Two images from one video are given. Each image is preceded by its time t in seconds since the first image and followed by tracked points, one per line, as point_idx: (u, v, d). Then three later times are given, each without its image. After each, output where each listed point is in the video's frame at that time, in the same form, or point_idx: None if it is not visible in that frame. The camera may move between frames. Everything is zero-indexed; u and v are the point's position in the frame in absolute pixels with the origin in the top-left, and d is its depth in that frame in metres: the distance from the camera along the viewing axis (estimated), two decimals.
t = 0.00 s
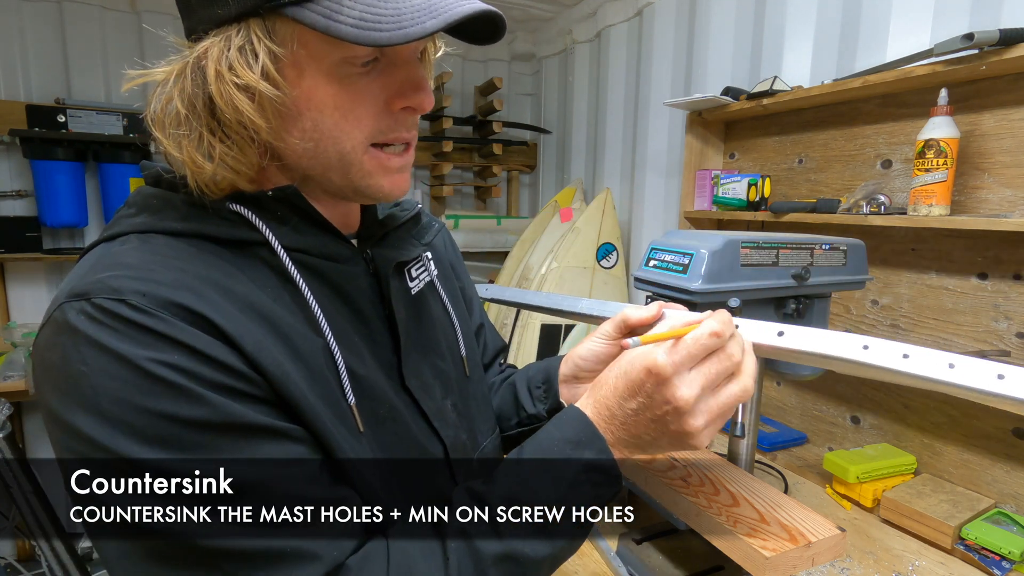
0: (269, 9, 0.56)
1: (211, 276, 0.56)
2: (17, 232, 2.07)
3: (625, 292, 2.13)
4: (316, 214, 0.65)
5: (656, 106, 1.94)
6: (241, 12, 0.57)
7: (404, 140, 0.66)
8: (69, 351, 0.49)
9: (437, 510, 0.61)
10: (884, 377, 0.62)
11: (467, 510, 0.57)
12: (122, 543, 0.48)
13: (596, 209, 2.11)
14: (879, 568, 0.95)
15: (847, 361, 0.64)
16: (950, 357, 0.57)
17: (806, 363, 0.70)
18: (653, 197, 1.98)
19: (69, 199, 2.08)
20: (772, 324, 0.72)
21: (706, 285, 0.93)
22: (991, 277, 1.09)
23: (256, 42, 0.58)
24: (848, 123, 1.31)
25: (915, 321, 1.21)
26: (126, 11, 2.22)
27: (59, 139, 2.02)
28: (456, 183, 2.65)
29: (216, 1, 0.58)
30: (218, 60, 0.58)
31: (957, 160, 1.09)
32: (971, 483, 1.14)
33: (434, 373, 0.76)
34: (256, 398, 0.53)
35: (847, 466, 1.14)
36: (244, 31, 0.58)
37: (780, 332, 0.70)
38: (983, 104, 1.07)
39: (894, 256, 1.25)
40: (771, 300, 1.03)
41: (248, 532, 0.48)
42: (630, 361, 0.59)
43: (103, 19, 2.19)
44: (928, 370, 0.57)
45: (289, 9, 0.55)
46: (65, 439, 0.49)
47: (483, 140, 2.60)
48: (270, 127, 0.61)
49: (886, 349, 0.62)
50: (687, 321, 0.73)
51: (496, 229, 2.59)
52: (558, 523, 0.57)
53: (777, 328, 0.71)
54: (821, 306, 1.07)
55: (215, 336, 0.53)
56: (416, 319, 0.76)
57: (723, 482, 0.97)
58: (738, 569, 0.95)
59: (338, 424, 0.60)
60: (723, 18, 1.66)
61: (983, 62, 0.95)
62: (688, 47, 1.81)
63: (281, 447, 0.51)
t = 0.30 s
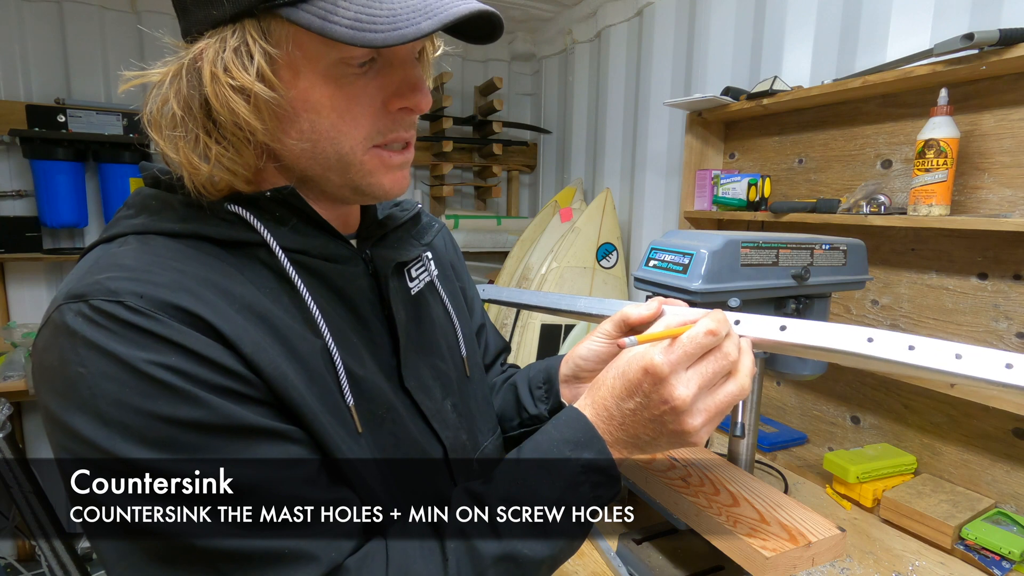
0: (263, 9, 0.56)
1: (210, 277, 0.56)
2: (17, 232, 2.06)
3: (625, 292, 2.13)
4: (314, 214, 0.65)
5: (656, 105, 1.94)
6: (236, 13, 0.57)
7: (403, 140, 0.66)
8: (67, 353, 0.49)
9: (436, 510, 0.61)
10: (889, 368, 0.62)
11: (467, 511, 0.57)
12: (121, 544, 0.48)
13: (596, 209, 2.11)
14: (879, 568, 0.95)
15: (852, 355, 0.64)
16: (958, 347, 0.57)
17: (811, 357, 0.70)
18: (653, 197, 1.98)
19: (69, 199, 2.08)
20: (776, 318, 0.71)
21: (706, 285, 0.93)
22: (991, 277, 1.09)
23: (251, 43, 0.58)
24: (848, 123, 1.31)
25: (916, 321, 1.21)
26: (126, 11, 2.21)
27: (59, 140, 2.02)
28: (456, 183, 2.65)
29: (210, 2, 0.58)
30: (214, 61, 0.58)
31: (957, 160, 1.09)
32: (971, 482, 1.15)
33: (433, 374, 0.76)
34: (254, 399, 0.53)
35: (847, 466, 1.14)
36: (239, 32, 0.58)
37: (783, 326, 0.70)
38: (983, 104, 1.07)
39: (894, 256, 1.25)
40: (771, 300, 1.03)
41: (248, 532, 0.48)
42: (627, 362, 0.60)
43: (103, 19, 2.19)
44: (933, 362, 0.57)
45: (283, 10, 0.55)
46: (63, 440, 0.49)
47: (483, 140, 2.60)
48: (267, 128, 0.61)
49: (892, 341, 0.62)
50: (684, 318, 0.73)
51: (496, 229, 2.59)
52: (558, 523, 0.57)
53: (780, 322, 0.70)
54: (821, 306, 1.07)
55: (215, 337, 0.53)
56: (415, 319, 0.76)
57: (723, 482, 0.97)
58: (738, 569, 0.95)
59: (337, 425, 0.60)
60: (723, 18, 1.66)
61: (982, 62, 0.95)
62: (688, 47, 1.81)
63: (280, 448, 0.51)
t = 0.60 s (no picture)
0: (266, 10, 0.56)
1: (209, 278, 0.56)
2: (17, 232, 2.07)
3: (625, 292, 2.13)
4: (314, 215, 0.65)
5: (656, 105, 1.94)
6: (238, 14, 0.57)
7: (403, 141, 0.66)
8: (67, 354, 0.49)
9: (436, 510, 0.61)
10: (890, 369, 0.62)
11: (467, 511, 0.57)
12: (121, 544, 0.48)
13: (596, 209, 2.11)
14: (879, 568, 0.95)
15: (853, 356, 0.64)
16: (959, 348, 0.57)
17: (812, 358, 0.70)
18: (653, 197, 1.98)
19: (69, 199, 2.08)
20: (777, 318, 0.71)
21: (705, 285, 0.93)
22: (991, 277, 1.09)
23: (253, 44, 0.58)
24: (848, 123, 1.31)
25: (916, 321, 1.21)
26: (125, 11, 2.21)
27: (59, 140, 2.02)
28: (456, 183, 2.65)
29: (212, 3, 0.58)
30: (216, 62, 0.58)
31: (957, 160, 1.09)
32: (971, 483, 1.14)
33: (433, 374, 0.76)
34: (254, 400, 0.53)
35: (847, 466, 1.14)
36: (242, 33, 0.58)
37: (784, 326, 0.69)
38: (983, 104, 1.07)
39: (894, 256, 1.25)
40: (771, 300, 1.03)
41: (247, 532, 0.48)
42: (626, 361, 0.60)
43: (103, 19, 2.19)
44: (935, 362, 0.57)
45: (287, 10, 0.55)
46: (63, 441, 0.49)
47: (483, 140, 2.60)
48: (269, 130, 0.61)
49: (893, 342, 0.62)
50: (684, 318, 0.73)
51: (496, 229, 2.59)
52: (558, 524, 0.57)
53: (782, 322, 0.70)
54: (821, 306, 1.07)
55: (214, 337, 0.53)
56: (415, 320, 0.76)
57: (722, 482, 0.97)
58: (738, 569, 0.95)
59: (336, 425, 0.60)
60: (723, 18, 1.66)
61: (982, 62, 0.95)
62: (688, 47, 1.80)
63: (279, 448, 0.51)
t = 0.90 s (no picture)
0: (270, 11, 0.56)
1: (210, 278, 0.56)
2: (17, 231, 2.06)
3: (625, 292, 2.13)
4: (314, 215, 0.65)
5: (656, 105, 1.94)
6: (242, 15, 0.57)
7: (406, 142, 0.66)
8: (67, 353, 0.49)
9: (436, 510, 0.61)
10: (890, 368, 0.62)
11: (467, 511, 0.57)
12: (121, 543, 0.48)
13: (596, 209, 2.11)
14: (879, 568, 0.95)
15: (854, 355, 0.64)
16: (961, 347, 0.57)
17: (812, 357, 0.70)
18: (653, 197, 1.98)
19: (69, 199, 2.08)
20: (779, 318, 0.71)
21: (705, 285, 0.93)
22: (991, 277, 1.09)
23: (256, 45, 0.58)
24: (848, 123, 1.31)
25: (916, 321, 1.21)
26: (126, 11, 2.21)
27: (59, 139, 2.02)
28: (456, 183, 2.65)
29: (216, 3, 0.58)
30: (219, 63, 0.58)
31: (957, 160, 1.09)
32: (971, 483, 1.14)
33: (433, 374, 0.76)
34: (254, 400, 0.53)
35: (847, 466, 1.14)
36: (245, 34, 0.58)
37: (785, 326, 0.69)
38: (983, 104, 1.07)
39: (894, 256, 1.25)
40: (771, 300, 1.03)
41: (246, 531, 0.48)
42: (628, 358, 0.60)
43: (103, 19, 2.19)
44: (937, 361, 0.57)
45: (291, 12, 0.55)
46: (63, 441, 0.49)
47: (483, 140, 2.60)
48: (271, 130, 0.61)
49: (894, 341, 0.61)
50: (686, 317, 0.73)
51: (496, 229, 2.59)
52: (558, 524, 0.57)
53: (783, 322, 0.70)
54: (821, 306, 1.07)
55: (214, 337, 0.53)
56: (415, 320, 0.76)
57: (722, 482, 0.97)
58: (738, 570, 0.95)
59: (336, 426, 0.60)
60: (723, 18, 1.66)
61: (982, 62, 0.95)
62: (688, 47, 1.80)
63: (281, 449, 0.51)
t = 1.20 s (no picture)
0: (275, 10, 0.56)
1: (211, 278, 0.56)
2: (17, 231, 2.06)
3: (625, 292, 2.13)
4: (317, 216, 0.65)
5: (656, 106, 1.94)
6: (246, 14, 0.57)
7: (408, 142, 0.66)
8: (68, 353, 0.49)
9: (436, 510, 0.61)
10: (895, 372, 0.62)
11: (467, 511, 0.57)
12: (121, 544, 0.48)
13: (596, 209, 2.11)
14: (879, 568, 0.95)
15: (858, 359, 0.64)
16: (967, 351, 0.56)
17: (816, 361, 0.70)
18: (653, 197, 1.98)
19: (69, 199, 2.08)
20: (783, 320, 0.71)
21: (706, 285, 0.93)
22: (991, 277, 1.09)
23: (261, 45, 0.58)
24: (848, 123, 1.31)
25: (916, 321, 1.21)
26: (126, 11, 2.21)
27: (59, 139, 2.02)
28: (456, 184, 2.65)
29: (220, 3, 0.58)
30: (224, 63, 0.58)
31: (957, 160, 1.09)
32: (971, 483, 1.14)
33: (434, 375, 0.76)
34: (254, 401, 0.53)
35: (847, 466, 1.14)
36: (250, 33, 0.58)
37: (790, 329, 0.69)
38: (983, 104, 1.07)
39: (894, 256, 1.25)
40: (771, 300, 1.03)
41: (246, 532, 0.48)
42: (607, 356, 0.61)
43: (103, 19, 2.19)
44: (943, 365, 0.57)
45: (295, 11, 0.55)
46: (64, 441, 0.49)
47: (483, 140, 2.60)
48: (275, 130, 0.61)
49: (900, 344, 0.61)
50: (661, 313, 0.75)
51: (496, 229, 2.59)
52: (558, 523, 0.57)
53: (787, 324, 0.70)
54: (821, 306, 1.07)
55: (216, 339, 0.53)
56: (416, 321, 0.76)
57: (722, 482, 0.97)
58: (738, 570, 0.95)
59: (336, 426, 0.60)
60: (723, 18, 1.66)
61: (982, 62, 0.95)
62: (689, 47, 1.80)
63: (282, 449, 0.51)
